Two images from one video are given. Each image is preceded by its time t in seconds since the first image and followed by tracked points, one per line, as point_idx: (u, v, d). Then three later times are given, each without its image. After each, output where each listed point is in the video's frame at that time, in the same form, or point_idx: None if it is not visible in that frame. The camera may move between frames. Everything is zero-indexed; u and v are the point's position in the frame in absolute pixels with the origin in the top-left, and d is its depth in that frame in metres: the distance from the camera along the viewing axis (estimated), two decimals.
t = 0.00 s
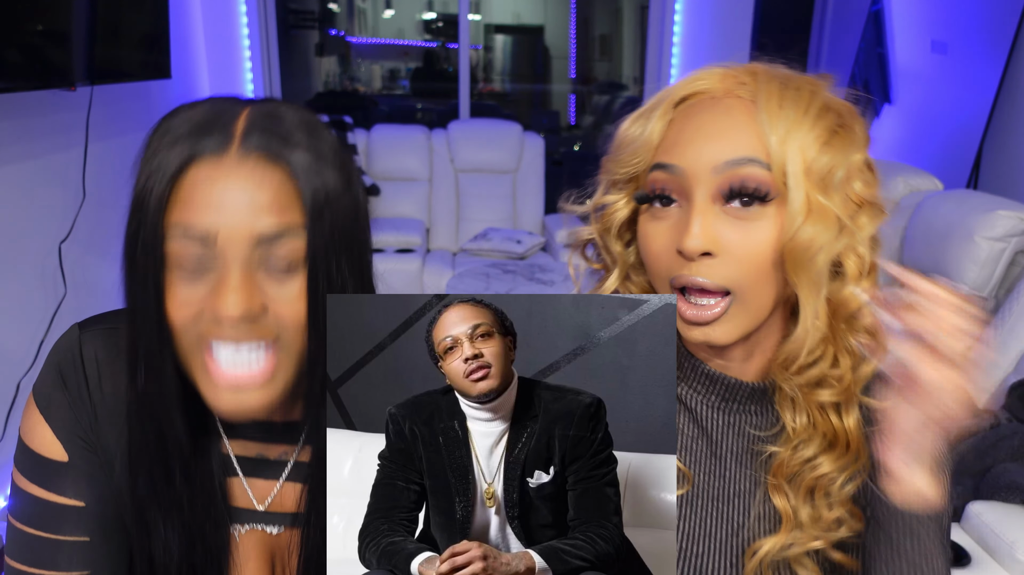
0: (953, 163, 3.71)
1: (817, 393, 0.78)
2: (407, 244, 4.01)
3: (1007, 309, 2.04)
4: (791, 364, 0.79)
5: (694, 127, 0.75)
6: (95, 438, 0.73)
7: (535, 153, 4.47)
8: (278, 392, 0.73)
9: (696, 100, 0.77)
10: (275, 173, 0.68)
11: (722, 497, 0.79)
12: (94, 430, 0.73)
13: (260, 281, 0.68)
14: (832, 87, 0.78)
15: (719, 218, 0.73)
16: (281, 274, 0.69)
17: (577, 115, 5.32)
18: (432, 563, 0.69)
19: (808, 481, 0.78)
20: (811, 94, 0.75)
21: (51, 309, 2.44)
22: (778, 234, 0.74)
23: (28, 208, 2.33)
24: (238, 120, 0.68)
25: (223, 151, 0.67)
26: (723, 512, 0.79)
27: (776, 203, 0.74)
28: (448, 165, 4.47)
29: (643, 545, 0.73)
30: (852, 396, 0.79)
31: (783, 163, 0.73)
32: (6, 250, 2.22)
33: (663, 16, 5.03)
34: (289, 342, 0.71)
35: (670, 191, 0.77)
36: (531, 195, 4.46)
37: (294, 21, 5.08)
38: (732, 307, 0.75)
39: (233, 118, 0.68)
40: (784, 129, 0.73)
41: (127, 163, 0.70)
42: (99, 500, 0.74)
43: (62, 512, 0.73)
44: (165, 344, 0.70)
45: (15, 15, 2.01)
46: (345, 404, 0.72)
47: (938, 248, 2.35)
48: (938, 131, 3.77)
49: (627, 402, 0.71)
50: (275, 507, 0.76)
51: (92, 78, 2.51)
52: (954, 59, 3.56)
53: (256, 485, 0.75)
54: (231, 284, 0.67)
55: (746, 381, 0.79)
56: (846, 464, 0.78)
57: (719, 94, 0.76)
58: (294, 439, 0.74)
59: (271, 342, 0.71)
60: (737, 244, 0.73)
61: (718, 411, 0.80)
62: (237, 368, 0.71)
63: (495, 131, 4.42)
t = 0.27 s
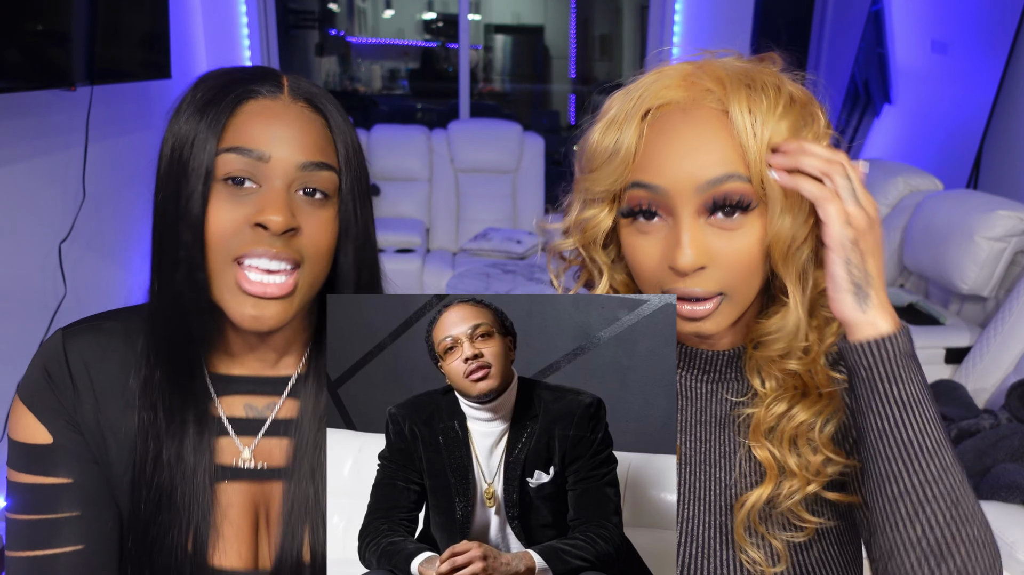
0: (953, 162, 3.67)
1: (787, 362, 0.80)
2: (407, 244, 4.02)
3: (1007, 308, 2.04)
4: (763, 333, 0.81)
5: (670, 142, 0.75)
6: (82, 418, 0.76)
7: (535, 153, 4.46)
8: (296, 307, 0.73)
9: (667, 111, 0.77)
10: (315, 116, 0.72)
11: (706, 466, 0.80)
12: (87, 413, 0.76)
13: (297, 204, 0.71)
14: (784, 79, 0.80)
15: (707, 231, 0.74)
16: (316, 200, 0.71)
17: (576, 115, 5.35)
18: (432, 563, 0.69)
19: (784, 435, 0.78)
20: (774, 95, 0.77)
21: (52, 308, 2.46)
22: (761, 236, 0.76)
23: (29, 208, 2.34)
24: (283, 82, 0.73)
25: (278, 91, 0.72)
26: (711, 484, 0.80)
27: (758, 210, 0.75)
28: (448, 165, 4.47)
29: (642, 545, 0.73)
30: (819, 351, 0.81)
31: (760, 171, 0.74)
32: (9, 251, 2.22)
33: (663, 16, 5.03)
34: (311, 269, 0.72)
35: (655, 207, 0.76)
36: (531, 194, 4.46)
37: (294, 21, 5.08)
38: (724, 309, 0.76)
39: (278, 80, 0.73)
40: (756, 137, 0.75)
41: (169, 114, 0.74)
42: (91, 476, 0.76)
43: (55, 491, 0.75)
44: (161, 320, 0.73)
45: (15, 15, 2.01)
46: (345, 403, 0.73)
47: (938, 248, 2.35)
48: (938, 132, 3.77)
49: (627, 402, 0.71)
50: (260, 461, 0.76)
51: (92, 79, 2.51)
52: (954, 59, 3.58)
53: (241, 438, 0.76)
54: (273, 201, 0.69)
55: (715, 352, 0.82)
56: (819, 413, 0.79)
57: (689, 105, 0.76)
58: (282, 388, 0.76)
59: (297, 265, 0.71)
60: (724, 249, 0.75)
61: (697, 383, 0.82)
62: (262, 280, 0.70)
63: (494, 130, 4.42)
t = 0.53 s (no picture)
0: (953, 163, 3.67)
1: (782, 347, 0.79)
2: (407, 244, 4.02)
3: (1007, 309, 2.04)
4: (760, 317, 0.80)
5: (668, 137, 0.75)
6: (84, 411, 0.77)
7: (535, 152, 4.46)
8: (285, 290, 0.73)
9: (663, 111, 0.77)
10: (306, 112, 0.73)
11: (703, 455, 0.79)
12: (89, 405, 0.77)
13: (287, 193, 0.72)
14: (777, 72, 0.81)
15: (709, 223, 0.74)
16: (305, 191, 0.72)
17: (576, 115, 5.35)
18: (432, 563, 0.69)
19: (783, 420, 0.78)
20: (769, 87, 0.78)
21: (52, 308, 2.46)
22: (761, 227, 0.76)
23: (30, 208, 2.34)
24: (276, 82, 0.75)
25: (273, 89, 0.74)
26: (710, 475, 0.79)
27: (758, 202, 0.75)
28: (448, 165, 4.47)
29: (642, 545, 0.72)
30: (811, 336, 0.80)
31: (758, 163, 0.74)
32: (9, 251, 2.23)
33: (664, 16, 5.03)
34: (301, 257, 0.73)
35: (655, 202, 0.76)
36: (531, 194, 4.46)
37: (294, 21, 5.08)
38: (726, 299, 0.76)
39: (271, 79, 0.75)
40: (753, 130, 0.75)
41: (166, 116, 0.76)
42: (94, 464, 0.76)
43: (58, 480, 0.75)
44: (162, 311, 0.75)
45: (15, 15, 2.01)
46: (345, 404, 0.73)
47: (938, 248, 2.35)
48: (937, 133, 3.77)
49: (627, 402, 0.71)
50: (257, 439, 0.76)
51: (92, 78, 2.51)
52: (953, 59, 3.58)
53: (238, 417, 0.76)
54: (263, 191, 0.71)
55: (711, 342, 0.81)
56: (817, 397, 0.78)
57: (685, 102, 0.77)
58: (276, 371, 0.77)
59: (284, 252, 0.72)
60: (726, 239, 0.74)
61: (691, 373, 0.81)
62: (253, 261, 0.71)
63: (494, 130, 4.42)
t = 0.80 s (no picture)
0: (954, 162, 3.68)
1: (792, 351, 0.81)
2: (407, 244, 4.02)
3: (1006, 308, 2.05)
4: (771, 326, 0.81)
5: (663, 132, 0.75)
6: (91, 416, 0.75)
7: (535, 152, 4.47)
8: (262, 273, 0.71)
9: (656, 108, 0.77)
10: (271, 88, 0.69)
11: (713, 463, 0.81)
12: (95, 409, 0.75)
13: (245, 163, 0.68)
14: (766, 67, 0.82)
15: (708, 218, 0.74)
16: (264, 158, 0.68)
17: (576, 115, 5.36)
18: (432, 563, 0.69)
19: (796, 431, 0.79)
20: (759, 81, 0.78)
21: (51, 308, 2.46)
22: (758, 219, 0.76)
23: (30, 208, 2.34)
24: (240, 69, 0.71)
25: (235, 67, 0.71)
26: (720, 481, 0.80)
27: (753, 192, 0.75)
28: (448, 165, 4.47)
29: (642, 545, 0.73)
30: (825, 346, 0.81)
31: (754, 156, 0.75)
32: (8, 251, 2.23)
33: (664, 16, 5.03)
34: (269, 233, 0.69)
35: (653, 198, 0.76)
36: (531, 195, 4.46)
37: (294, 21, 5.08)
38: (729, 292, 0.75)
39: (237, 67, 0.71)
40: (747, 124, 0.75)
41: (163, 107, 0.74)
42: (98, 473, 0.75)
43: (61, 487, 0.75)
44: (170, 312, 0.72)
45: (15, 15, 2.01)
46: (345, 404, 0.73)
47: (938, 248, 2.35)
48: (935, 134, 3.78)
49: (627, 402, 0.71)
50: (265, 454, 0.75)
51: (92, 78, 2.52)
52: (953, 58, 3.57)
53: (246, 432, 0.75)
54: (220, 162, 0.67)
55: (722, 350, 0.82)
56: (831, 409, 0.79)
57: (679, 100, 0.76)
58: (286, 383, 0.75)
59: (249, 225, 0.68)
60: (727, 233, 0.74)
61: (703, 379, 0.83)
62: (220, 238, 0.68)
63: (494, 130, 4.42)
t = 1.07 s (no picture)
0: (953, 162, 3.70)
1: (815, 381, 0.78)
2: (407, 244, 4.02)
3: (1007, 309, 2.04)
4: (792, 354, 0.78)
5: (681, 148, 0.74)
6: (103, 414, 0.78)
7: (534, 152, 4.47)
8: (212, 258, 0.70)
9: (675, 120, 0.76)
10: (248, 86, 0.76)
11: (728, 489, 0.80)
12: (107, 409, 0.78)
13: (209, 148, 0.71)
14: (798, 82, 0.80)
15: (722, 240, 0.73)
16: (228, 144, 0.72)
17: (576, 115, 5.36)
18: (432, 563, 0.69)
19: (816, 466, 0.78)
20: (789, 96, 0.77)
21: (51, 308, 2.46)
22: (776, 242, 0.75)
23: (30, 207, 2.34)
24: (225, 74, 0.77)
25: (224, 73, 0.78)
26: (732, 506, 0.80)
27: (773, 216, 0.74)
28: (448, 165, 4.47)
29: (642, 545, 0.73)
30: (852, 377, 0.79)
31: (776, 177, 0.73)
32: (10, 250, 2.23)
33: (664, 16, 5.03)
34: (226, 215, 0.70)
35: (668, 216, 0.75)
36: (531, 195, 4.46)
37: (294, 21, 5.08)
38: (741, 315, 0.75)
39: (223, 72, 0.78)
40: (769, 141, 0.74)
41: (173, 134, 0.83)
42: (109, 470, 0.77)
43: (74, 484, 0.76)
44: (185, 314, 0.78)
45: (15, 14, 2.01)
46: (344, 404, 0.73)
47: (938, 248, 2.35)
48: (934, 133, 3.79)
49: (627, 402, 0.71)
50: (269, 454, 0.76)
51: (92, 78, 2.51)
52: (953, 59, 3.57)
53: (252, 432, 0.77)
54: (187, 149, 0.71)
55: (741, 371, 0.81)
56: (855, 446, 0.78)
57: (699, 113, 0.75)
58: (290, 385, 0.77)
59: (206, 208, 0.69)
60: (743, 257, 0.74)
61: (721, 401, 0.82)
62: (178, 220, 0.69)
63: (494, 131, 4.42)
